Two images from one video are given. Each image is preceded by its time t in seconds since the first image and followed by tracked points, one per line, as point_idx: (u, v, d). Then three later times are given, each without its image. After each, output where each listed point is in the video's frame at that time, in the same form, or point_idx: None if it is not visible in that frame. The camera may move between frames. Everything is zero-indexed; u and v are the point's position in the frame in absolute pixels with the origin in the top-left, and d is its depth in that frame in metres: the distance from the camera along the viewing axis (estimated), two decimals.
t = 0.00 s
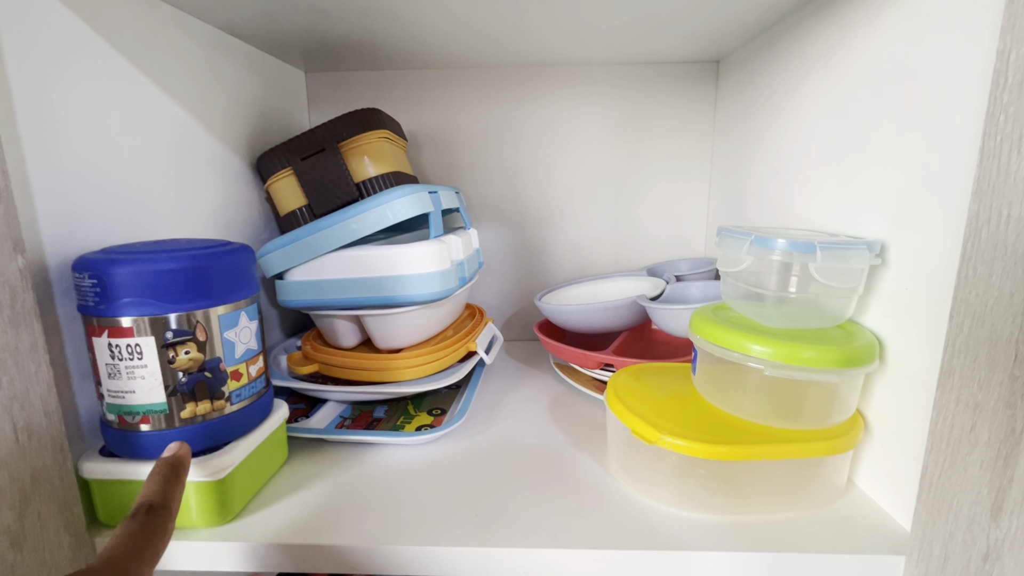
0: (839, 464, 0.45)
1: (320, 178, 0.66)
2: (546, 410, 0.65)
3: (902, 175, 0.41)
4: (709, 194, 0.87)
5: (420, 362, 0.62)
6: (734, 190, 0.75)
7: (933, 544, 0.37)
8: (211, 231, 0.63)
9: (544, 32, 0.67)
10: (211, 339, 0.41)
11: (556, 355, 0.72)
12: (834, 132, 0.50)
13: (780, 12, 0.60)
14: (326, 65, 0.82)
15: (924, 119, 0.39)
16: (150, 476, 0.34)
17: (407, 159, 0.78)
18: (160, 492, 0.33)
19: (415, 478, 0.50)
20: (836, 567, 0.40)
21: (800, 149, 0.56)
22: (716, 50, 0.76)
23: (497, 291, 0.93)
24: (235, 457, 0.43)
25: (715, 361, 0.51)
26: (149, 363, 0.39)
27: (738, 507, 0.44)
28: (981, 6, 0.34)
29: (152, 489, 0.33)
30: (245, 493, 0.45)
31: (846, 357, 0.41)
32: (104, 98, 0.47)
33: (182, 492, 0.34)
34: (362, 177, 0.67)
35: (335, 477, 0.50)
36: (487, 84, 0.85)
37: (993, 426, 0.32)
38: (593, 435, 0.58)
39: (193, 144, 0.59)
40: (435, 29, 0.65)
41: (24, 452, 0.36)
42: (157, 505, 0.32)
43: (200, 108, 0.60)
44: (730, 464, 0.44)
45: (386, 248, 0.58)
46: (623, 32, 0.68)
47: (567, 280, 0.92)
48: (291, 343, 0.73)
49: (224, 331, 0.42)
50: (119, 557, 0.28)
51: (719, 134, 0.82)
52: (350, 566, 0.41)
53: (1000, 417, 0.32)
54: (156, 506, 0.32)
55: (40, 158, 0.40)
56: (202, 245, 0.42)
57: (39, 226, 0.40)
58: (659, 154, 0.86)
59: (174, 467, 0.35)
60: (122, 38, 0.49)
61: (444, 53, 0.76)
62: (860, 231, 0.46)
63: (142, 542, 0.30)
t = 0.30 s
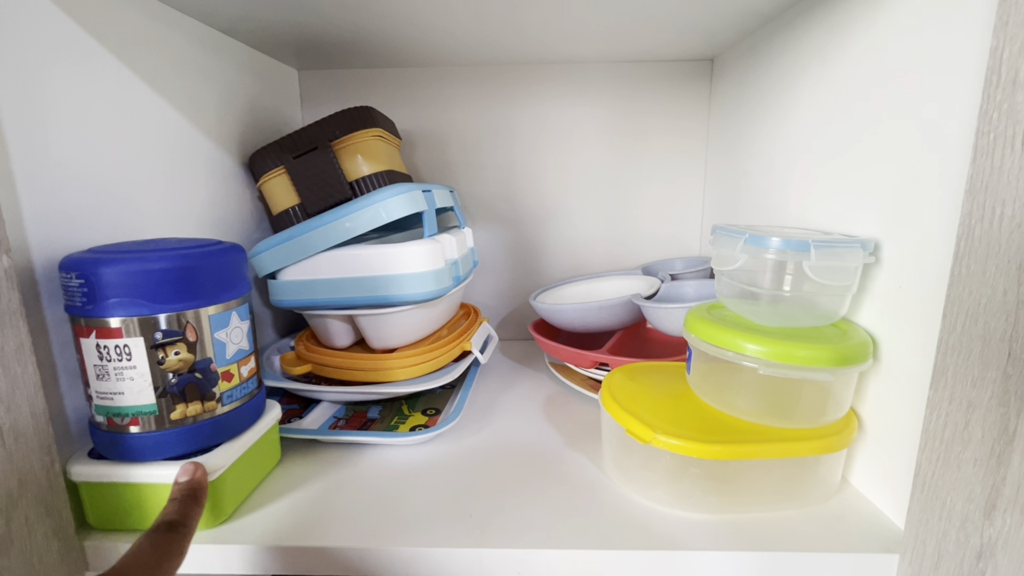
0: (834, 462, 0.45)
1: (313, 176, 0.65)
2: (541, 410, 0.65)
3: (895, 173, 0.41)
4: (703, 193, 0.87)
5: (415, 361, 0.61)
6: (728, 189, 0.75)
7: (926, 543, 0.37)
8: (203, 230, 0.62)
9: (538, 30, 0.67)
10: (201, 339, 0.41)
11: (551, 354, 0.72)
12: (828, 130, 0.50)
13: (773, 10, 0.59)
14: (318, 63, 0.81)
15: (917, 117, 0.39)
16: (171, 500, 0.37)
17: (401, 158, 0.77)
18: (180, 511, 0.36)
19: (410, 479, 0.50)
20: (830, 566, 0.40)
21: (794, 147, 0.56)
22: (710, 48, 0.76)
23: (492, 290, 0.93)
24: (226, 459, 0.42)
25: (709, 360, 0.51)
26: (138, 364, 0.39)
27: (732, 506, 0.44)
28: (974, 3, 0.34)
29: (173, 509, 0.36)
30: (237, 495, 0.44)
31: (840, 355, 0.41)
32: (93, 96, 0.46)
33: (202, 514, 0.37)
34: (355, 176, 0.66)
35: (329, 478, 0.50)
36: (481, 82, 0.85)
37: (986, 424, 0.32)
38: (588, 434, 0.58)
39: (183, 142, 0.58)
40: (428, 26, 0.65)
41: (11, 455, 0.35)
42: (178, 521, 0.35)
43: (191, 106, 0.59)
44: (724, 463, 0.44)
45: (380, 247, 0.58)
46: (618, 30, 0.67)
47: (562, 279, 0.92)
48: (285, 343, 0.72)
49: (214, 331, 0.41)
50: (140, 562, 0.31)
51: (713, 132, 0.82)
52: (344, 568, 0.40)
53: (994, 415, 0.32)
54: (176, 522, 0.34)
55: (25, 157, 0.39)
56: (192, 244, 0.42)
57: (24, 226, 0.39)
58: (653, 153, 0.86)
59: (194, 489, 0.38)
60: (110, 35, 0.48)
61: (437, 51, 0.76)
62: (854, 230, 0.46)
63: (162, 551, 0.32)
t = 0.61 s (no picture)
0: (826, 459, 0.45)
1: (304, 175, 0.65)
2: (535, 409, 0.64)
3: (886, 171, 0.41)
4: (697, 190, 0.87)
5: (408, 361, 0.61)
6: (721, 187, 0.76)
7: (917, 538, 0.37)
8: (193, 229, 0.62)
9: (531, 27, 0.66)
10: (191, 340, 0.40)
11: (545, 353, 0.72)
12: (820, 128, 0.50)
13: (765, 8, 0.60)
14: (310, 60, 0.81)
15: (907, 115, 0.39)
16: (139, 479, 0.32)
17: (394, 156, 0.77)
18: (151, 492, 0.31)
19: (403, 478, 0.50)
20: (823, 561, 0.40)
21: (787, 145, 0.56)
22: (703, 46, 0.77)
23: (486, 288, 0.93)
24: (218, 460, 0.42)
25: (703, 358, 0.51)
26: (127, 365, 0.38)
27: (725, 503, 0.44)
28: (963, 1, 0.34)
29: (140, 490, 0.30)
30: (229, 496, 0.44)
31: (831, 353, 0.41)
32: (81, 93, 0.46)
33: (174, 489, 0.32)
34: (347, 174, 0.66)
35: (322, 478, 0.50)
36: (474, 79, 0.84)
37: (976, 420, 0.32)
38: (582, 433, 0.58)
39: (173, 140, 0.58)
40: (421, 23, 0.65)
41: None
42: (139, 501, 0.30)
43: (181, 104, 0.59)
44: (718, 460, 0.44)
45: (372, 246, 0.57)
46: (611, 28, 0.67)
47: (556, 277, 0.91)
48: (277, 343, 0.72)
49: (204, 332, 0.41)
50: (105, 561, 0.26)
51: (706, 130, 0.83)
52: (338, 569, 0.40)
53: (983, 411, 0.32)
54: (144, 508, 0.29)
55: (9, 155, 0.39)
56: (181, 243, 0.41)
57: (9, 226, 0.39)
58: (647, 151, 0.86)
59: (163, 465, 0.33)
60: (98, 31, 0.48)
61: (430, 48, 0.75)
62: (846, 227, 0.46)
63: (128, 547, 0.27)
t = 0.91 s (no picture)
0: (812, 453, 0.46)
1: (293, 175, 0.64)
2: (527, 407, 0.65)
3: (870, 170, 0.42)
4: (686, 189, 0.88)
5: (400, 360, 0.61)
6: (711, 185, 0.76)
7: (900, 530, 0.38)
8: (182, 230, 0.61)
9: (521, 26, 0.67)
10: (181, 342, 0.40)
11: (537, 351, 0.72)
12: (806, 127, 0.50)
13: (753, 8, 0.60)
14: (299, 59, 0.80)
15: (890, 115, 0.39)
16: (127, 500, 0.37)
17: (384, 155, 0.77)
18: (139, 508, 0.36)
19: (397, 478, 0.50)
20: (809, 553, 0.41)
21: (774, 144, 0.56)
22: (692, 45, 0.77)
23: (478, 287, 0.93)
24: (209, 462, 0.42)
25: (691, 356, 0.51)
26: (115, 368, 0.38)
27: (714, 498, 0.45)
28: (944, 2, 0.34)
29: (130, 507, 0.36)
30: (220, 498, 0.44)
31: (817, 349, 0.42)
32: (66, 94, 0.45)
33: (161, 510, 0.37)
34: (337, 173, 0.66)
35: (314, 479, 0.50)
36: (464, 78, 0.84)
37: (956, 415, 0.33)
38: (573, 430, 0.59)
39: (160, 140, 0.57)
40: (410, 22, 0.65)
41: None
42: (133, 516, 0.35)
43: (168, 104, 0.58)
44: (706, 457, 0.44)
45: (363, 246, 0.57)
46: (600, 27, 0.68)
47: (548, 275, 0.92)
48: (267, 343, 0.71)
49: (194, 333, 0.41)
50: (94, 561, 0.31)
51: (695, 128, 0.83)
52: (330, 569, 0.40)
53: (963, 405, 0.33)
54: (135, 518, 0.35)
55: None
56: (169, 245, 0.41)
57: None
58: (636, 149, 0.86)
59: (151, 487, 0.38)
60: (83, 31, 0.47)
61: (420, 47, 0.75)
62: (831, 225, 0.47)
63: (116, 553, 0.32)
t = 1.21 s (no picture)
0: (800, 447, 0.47)
1: (280, 172, 0.64)
2: (519, 403, 0.65)
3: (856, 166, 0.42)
4: (675, 184, 0.88)
5: (390, 358, 0.61)
6: (699, 180, 0.76)
7: (886, 522, 0.39)
8: (167, 228, 0.60)
9: (510, 22, 0.66)
10: (167, 343, 0.40)
11: (528, 348, 0.72)
12: (793, 123, 0.51)
13: (741, 3, 0.60)
14: (285, 54, 0.79)
15: (876, 111, 0.40)
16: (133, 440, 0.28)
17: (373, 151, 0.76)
18: (148, 453, 0.27)
19: (389, 476, 0.50)
20: (799, 546, 0.41)
21: (762, 139, 0.57)
22: (680, 41, 0.77)
23: (468, 284, 0.93)
24: (198, 463, 0.41)
25: (680, 352, 0.51)
26: (100, 370, 0.37)
27: (704, 492, 0.45)
28: None
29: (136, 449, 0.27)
30: (210, 499, 0.44)
31: (805, 344, 0.42)
32: (46, 91, 0.44)
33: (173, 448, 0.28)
34: (325, 170, 0.65)
35: (305, 478, 0.49)
36: (453, 74, 0.84)
37: (941, 408, 0.34)
38: (565, 426, 0.59)
39: (144, 138, 0.56)
40: (398, 18, 0.64)
41: None
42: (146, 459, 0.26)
43: (151, 101, 0.57)
44: (697, 452, 0.45)
45: (352, 244, 0.57)
46: (589, 23, 0.67)
47: (538, 271, 0.92)
48: (256, 343, 0.71)
49: (180, 334, 0.40)
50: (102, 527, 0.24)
51: (684, 124, 0.83)
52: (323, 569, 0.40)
53: (948, 398, 0.33)
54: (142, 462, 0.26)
55: None
56: (154, 244, 0.40)
57: None
58: (626, 144, 0.86)
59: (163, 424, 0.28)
60: (63, 27, 0.46)
61: (408, 42, 0.74)
62: (818, 221, 0.47)
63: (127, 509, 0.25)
